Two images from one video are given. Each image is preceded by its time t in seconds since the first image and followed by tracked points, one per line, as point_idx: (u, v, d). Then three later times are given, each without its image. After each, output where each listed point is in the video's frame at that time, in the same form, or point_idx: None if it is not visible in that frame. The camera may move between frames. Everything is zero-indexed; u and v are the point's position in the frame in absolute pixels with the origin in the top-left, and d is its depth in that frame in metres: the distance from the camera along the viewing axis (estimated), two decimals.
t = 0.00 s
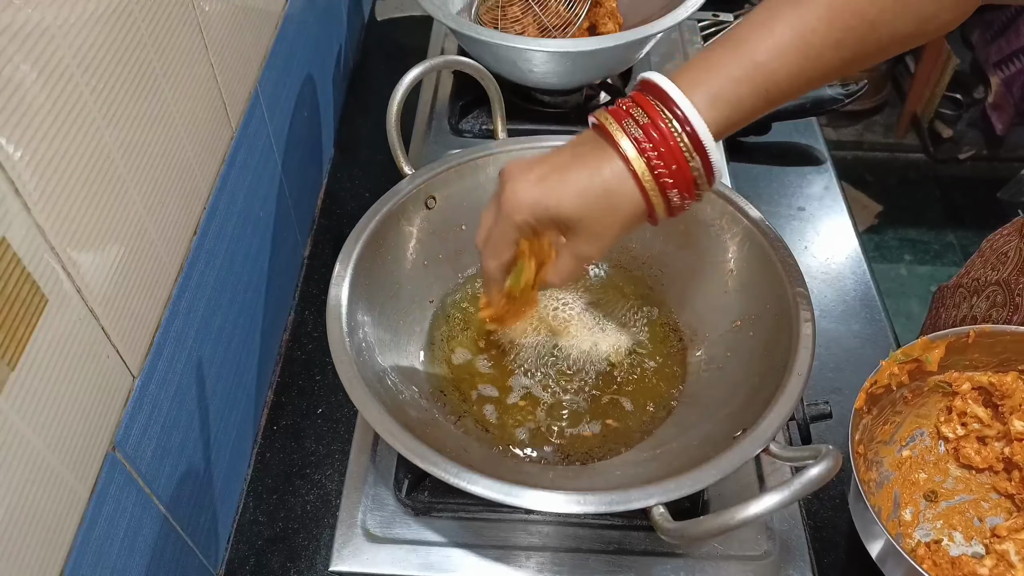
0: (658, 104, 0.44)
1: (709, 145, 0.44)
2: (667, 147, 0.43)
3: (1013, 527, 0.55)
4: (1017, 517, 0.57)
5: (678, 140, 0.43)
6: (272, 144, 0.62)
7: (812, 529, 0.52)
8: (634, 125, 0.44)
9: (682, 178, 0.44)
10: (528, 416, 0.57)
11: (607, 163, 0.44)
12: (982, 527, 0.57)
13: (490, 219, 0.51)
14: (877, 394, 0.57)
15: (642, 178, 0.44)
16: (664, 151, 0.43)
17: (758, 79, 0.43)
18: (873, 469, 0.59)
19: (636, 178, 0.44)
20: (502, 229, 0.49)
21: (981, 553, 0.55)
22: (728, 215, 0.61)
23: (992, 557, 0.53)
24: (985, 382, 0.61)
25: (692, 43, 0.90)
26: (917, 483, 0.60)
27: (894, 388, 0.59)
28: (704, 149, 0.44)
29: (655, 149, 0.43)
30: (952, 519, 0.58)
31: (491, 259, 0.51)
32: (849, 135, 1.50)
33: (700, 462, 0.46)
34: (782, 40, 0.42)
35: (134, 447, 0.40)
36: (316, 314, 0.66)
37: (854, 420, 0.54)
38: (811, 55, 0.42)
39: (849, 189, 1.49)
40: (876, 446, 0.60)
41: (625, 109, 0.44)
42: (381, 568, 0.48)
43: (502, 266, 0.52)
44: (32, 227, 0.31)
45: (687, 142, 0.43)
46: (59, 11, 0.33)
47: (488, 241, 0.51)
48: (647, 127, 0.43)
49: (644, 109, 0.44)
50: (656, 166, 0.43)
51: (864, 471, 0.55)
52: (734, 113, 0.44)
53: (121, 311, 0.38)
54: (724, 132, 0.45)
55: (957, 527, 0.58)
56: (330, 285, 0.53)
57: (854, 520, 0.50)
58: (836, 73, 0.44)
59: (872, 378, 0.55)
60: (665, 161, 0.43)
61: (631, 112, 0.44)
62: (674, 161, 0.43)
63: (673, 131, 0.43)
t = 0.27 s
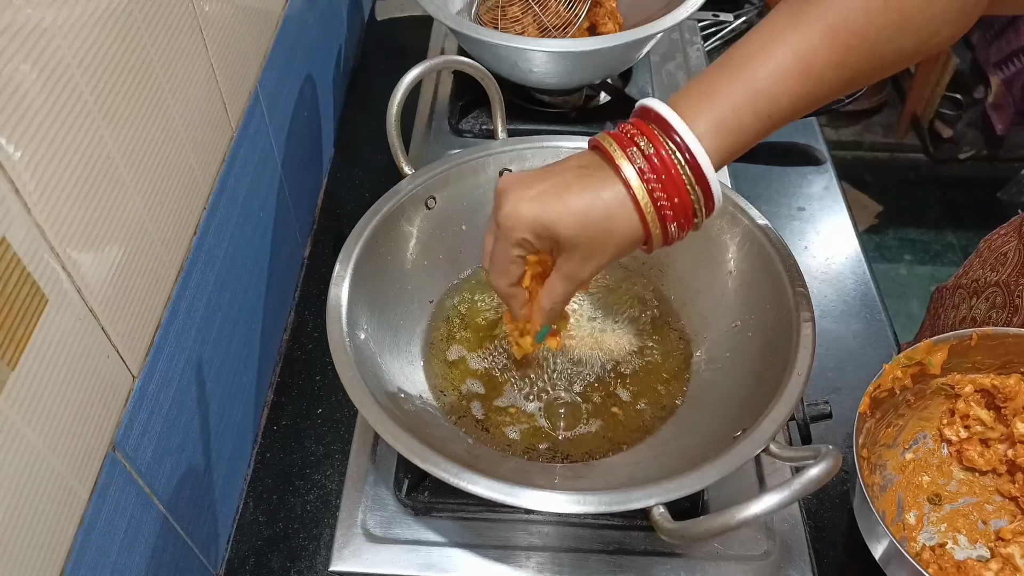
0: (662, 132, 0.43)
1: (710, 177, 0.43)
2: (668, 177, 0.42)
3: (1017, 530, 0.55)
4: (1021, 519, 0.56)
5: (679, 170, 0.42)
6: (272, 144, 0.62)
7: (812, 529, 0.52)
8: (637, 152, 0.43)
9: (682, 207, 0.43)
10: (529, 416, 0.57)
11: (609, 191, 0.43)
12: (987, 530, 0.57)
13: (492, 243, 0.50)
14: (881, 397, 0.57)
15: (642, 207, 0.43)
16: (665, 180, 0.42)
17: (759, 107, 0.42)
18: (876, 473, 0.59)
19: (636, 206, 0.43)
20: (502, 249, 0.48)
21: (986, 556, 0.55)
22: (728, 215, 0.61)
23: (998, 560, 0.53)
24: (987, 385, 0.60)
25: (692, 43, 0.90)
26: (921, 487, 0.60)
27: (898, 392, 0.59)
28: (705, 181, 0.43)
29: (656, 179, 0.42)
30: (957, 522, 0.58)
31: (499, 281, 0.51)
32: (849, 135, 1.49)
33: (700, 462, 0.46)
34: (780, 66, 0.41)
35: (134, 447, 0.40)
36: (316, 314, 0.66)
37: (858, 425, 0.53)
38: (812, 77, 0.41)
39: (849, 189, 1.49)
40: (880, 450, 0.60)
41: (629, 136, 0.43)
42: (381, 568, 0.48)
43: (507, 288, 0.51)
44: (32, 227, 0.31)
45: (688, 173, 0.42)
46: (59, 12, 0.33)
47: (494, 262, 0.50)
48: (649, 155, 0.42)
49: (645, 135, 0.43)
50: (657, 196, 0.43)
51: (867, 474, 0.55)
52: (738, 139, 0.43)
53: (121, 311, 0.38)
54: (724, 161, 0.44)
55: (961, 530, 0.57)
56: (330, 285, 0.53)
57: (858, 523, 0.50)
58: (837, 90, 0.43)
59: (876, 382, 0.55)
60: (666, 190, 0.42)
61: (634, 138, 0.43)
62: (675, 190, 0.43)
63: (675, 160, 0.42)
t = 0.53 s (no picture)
0: (664, 137, 0.43)
1: (714, 181, 0.43)
2: (672, 182, 0.42)
3: (1016, 527, 0.55)
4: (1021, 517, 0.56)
5: (683, 175, 0.42)
6: (272, 144, 0.62)
7: (812, 529, 0.52)
8: (640, 158, 0.43)
9: (686, 212, 0.43)
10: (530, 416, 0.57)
11: (613, 196, 0.43)
12: (987, 528, 0.56)
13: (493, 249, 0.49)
14: (881, 395, 0.58)
15: (646, 213, 0.43)
16: (669, 185, 0.42)
17: (764, 112, 0.42)
18: (876, 470, 0.59)
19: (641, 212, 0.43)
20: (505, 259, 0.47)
21: (986, 554, 0.55)
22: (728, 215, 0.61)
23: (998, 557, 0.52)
24: (987, 383, 0.61)
25: (692, 43, 0.90)
26: (920, 484, 0.60)
27: (898, 389, 0.59)
28: (710, 185, 0.43)
29: (660, 184, 0.42)
30: (956, 519, 0.57)
31: (499, 287, 0.49)
32: (850, 135, 1.48)
33: (700, 462, 0.46)
34: (784, 70, 0.41)
35: (134, 447, 0.40)
36: (316, 315, 0.66)
37: (858, 425, 0.53)
38: (814, 82, 0.41)
39: (849, 189, 1.49)
40: (880, 447, 0.61)
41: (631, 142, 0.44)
42: (381, 568, 0.48)
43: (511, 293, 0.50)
44: (32, 227, 0.31)
45: (692, 178, 0.42)
46: (59, 12, 0.33)
47: (495, 267, 0.48)
48: (653, 161, 0.42)
49: (649, 143, 0.43)
50: (661, 202, 0.42)
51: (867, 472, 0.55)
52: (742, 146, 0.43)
53: (121, 311, 0.38)
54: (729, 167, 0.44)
55: (961, 528, 0.57)
56: (330, 285, 0.53)
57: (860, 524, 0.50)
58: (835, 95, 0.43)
59: (877, 378, 0.55)
60: (670, 196, 0.42)
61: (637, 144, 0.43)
62: (679, 196, 0.43)
63: (678, 165, 0.42)
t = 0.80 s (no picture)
0: (685, 100, 0.40)
1: (741, 140, 0.40)
2: (697, 145, 0.39)
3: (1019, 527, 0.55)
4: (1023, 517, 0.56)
5: (708, 137, 0.39)
6: (272, 144, 0.62)
7: (812, 529, 0.52)
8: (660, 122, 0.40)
9: (716, 178, 0.40)
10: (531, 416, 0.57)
11: (633, 166, 0.40)
12: (989, 528, 0.56)
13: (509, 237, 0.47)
14: (885, 395, 0.58)
15: (672, 179, 0.39)
16: (697, 148, 0.39)
17: (784, 76, 0.39)
18: (878, 470, 0.59)
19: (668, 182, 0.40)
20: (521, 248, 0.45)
21: (989, 554, 0.55)
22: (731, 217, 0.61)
23: (1000, 557, 0.52)
24: (991, 383, 0.60)
25: (692, 43, 0.90)
26: (923, 484, 0.60)
27: (902, 389, 0.59)
28: (736, 146, 0.40)
29: (685, 147, 0.39)
30: (959, 519, 0.57)
31: (510, 279, 0.48)
32: (849, 134, 1.51)
33: (701, 462, 0.46)
34: (805, 32, 0.38)
35: (134, 447, 0.40)
36: (316, 314, 0.66)
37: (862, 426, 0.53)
38: (835, 49, 0.38)
39: (849, 189, 1.49)
40: (882, 447, 0.60)
41: (649, 108, 0.40)
42: (381, 568, 0.48)
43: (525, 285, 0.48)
44: (33, 227, 0.31)
45: (717, 138, 0.39)
46: (59, 11, 0.33)
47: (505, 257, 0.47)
48: (675, 124, 0.39)
49: (669, 109, 0.40)
50: (688, 167, 0.39)
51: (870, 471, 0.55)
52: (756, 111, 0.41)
53: (121, 311, 0.38)
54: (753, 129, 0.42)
55: (964, 527, 0.57)
56: (330, 285, 0.53)
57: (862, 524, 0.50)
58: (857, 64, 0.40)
59: (879, 380, 0.55)
60: (698, 161, 0.39)
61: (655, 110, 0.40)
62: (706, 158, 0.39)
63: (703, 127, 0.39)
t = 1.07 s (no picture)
0: (706, 109, 0.40)
1: (758, 153, 0.40)
2: (716, 154, 0.39)
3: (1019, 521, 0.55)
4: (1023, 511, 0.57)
5: (727, 147, 0.40)
6: (272, 144, 0.62)
7: (812, 528, 0.52)
8: (681, 128, 0.40)
9: (729, 186, 0.40)
10: (531, 415, 0.57)
11: (654, 169, 0.40)
12: (989, 521, 0.57)
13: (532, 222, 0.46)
14: (886, 388, 0.58)
15: (689, 185, 0.40)
16: (713, 157, 0.39)
17: (801, 80, 0.40)
18: (879, 462, 0.59)
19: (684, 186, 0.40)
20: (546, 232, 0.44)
21: (988, 546, 0.55)
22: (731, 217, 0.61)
23: (999, 550, 0.52)
24: (992, 377, 0.60)
25: (692, 43, 0.90)
26: (923, 478, 0.60)
27: (903, 382, 0.59)
28: (754, 157, 0.40)
29: (704, 155, 0.39)
30: (958, 512, 0.58)
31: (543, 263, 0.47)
32: (849, 135, 1.50)
33: (700, 462, 0.46)
34: (821, 40, 0.39)
35: (134, 447, 0.40)
36: (316, 314, 0.66)
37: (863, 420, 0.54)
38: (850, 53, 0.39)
39: (849, 189, 1.49)
40: (882, 440, 0.60)
41: (671, 113, 0.41)
42: (382, 568, 0.48)
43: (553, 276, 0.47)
44: (33, 227, 0.31)
45: (736, 149, 0.40)
46: (59, 11, 0.33)
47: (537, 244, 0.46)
48: (694, 132, 0.40)
49: (691, 116, 0.40)
50: (704, 173, 0.39)
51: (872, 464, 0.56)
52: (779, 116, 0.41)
53: (121, 311, 0.38)
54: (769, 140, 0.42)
55: (963, 521, 0.58)
56: (330, 285, 0.53)
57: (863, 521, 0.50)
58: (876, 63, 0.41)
59: (880, 371, 0.56)
60: (714, 167, 0.39)
61: (677, 115, 0.41)
62: (724, 166, 0.40)
63: (722, 138, 0.39)
